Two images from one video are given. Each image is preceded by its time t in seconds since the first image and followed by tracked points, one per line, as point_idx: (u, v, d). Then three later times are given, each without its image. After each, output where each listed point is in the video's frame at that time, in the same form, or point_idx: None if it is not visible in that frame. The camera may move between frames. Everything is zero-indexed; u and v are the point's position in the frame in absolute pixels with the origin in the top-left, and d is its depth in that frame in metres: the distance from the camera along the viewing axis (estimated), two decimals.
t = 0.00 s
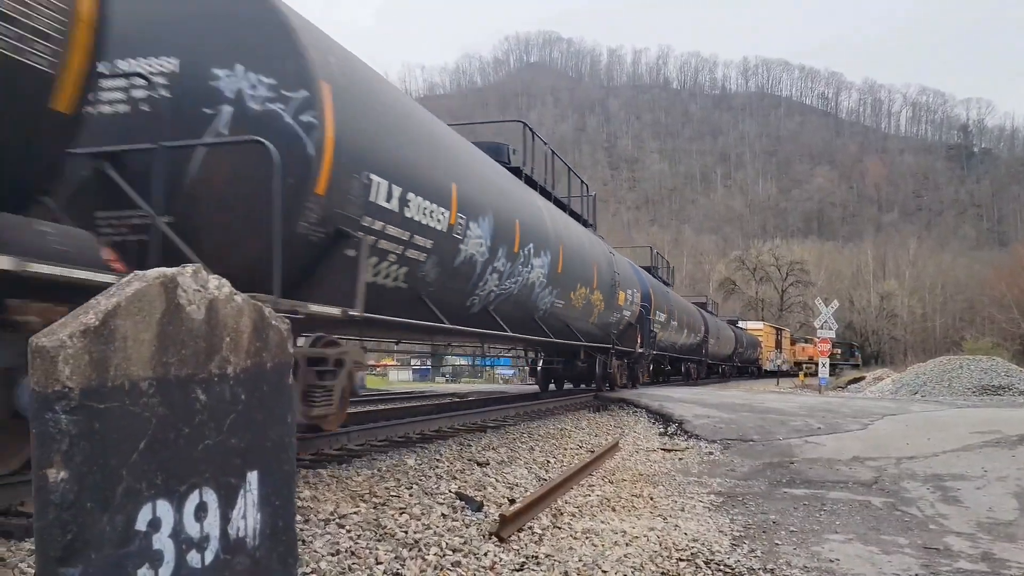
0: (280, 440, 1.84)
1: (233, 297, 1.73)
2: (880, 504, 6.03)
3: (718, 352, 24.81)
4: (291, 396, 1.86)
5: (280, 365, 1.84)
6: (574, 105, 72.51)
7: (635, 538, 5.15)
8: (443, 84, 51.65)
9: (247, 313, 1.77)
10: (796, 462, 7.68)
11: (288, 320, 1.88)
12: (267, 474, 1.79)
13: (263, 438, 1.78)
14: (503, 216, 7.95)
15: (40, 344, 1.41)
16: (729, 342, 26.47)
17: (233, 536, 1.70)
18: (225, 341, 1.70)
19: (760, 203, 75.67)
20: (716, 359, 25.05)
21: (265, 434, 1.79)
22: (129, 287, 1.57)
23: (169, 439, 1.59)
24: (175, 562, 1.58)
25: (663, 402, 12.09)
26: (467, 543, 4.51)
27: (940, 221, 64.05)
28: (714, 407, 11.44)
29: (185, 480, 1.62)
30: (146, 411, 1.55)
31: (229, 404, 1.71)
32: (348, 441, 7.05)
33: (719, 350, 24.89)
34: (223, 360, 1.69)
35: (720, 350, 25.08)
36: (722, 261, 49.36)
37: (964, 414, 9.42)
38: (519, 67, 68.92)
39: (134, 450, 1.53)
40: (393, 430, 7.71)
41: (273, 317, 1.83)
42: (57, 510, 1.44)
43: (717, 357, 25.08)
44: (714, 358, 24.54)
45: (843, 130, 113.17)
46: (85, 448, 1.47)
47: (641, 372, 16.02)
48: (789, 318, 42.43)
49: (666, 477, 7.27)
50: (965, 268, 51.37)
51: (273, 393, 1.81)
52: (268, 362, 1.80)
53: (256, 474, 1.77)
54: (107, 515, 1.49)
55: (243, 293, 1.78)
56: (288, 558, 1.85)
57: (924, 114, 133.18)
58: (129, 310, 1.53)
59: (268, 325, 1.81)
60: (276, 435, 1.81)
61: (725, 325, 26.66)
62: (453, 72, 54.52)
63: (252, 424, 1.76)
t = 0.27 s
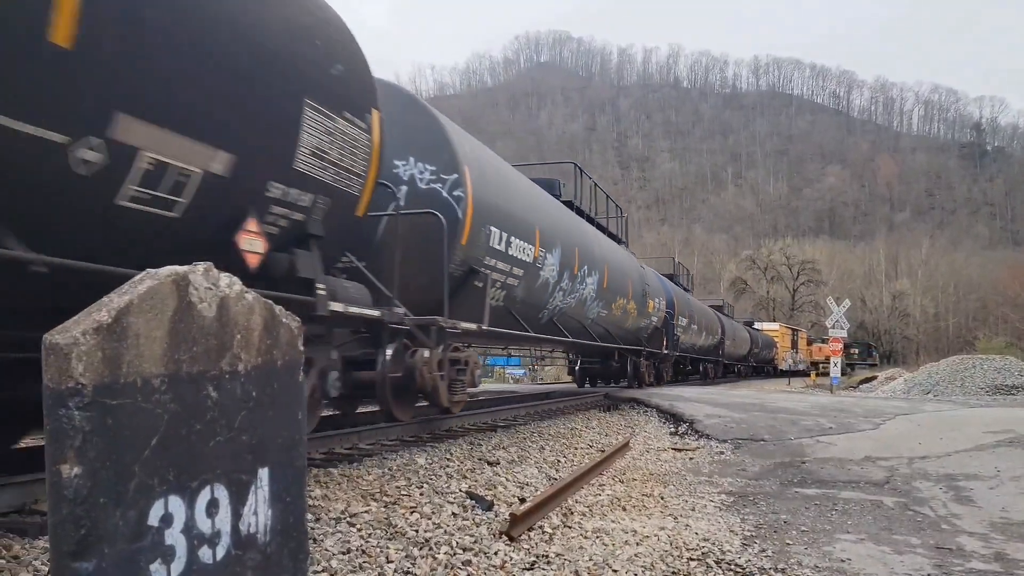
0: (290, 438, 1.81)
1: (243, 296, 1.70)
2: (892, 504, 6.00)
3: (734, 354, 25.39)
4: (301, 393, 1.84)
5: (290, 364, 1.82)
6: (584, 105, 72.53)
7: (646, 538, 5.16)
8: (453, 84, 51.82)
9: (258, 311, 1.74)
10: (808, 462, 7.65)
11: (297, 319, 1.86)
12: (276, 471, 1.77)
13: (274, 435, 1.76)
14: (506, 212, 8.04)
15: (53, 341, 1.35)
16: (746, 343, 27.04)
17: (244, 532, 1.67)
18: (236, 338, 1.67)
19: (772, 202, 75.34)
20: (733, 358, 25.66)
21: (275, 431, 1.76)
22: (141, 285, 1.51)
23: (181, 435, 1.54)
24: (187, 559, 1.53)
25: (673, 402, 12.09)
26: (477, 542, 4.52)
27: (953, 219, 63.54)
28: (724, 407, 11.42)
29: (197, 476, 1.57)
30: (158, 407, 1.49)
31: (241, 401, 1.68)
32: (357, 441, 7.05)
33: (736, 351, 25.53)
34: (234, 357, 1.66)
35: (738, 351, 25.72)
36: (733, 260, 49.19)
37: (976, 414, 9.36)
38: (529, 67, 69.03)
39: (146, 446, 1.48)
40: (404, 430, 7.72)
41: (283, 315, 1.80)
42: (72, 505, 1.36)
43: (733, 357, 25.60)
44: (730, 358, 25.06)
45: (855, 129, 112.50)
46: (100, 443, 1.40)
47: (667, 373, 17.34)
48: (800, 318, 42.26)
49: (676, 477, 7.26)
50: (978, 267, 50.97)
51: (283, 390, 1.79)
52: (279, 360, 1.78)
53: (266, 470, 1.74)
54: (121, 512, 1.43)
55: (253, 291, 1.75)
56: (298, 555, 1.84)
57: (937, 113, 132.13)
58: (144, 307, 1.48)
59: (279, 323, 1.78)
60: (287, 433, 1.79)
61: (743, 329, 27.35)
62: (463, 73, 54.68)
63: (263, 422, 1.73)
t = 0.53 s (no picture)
0: (291, 435, 1.82)
1: (244, 292, 1.71)
2: (898, 503, 5.99)
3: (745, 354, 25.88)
4: (303, 390, 1.85)
5: (291, 361, 1.82)
6: (589, 104, 72.52)
7: (651, 536, 5.16)
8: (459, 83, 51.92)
9: (259, 307, 1.75)
10: (814, 461, 7.63)
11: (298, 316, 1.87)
12: (278, 467, 1.78)
13: (274, 432, 1.77)
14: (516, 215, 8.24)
15: (53, 336, 1.36)
16: (756, 343, 27.50)
17: (246, 528, 1.68)
18: (237, 334, 1.68)
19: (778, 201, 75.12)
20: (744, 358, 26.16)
21: (277, 427, 1.77)
22: (141, 281, 1.52)
23: (181, 431, 1.55)
24: (188, 555, 1.54)
25: (678, 401, 12.08)
26: (482, 540, 4.53)
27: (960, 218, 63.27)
28: (730, 406, 11.40)
29: (198, 471, 1.58)
30: (158, 403, 1.50)
31: (241, 396, 1.68)
32: (363, 439, 7.08)
33: (745, 351, 26.05)
34: (234, 353, 1.67)
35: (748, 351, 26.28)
36: (739, 259, 49.10)
37: (983, 413, 9.32)
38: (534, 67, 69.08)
39: (147, 441, 1.48)
40: (409, 429, 7.73)
41: (284, 312, 1.81)
42: (71, 500, 1.38)
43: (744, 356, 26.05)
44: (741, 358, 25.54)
45: (861, 127, 112.14)
46: (100, 438, 1.42)
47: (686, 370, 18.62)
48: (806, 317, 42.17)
49: (682, 476, 7.27)
50: (985, 266, 50.75)
51: (283, 386, 1.80)
52: (280, 357, 1.79)
53: (268, 466, 1.75)
54: (121, 507, 1.44)
55: (254, 288, 1.76)
56: (299, 550, 1.85)
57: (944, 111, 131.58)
58: (144, 303, 1.50)
59: (279, 319, 1.79)
60: (287, 429, 1.79)
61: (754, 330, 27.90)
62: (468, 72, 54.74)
63: (264, 417, 1.74)
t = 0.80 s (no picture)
0: (290, 433, 1.82)
1: (243, 290, 1.71)
2: (900, 502, 5.98)
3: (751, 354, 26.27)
4: (303, 388, 1.86)
5: (290, 359, 1.82)
6: (591, 103, 72.54)
7: (652, 535, 5.16)
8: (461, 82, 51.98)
9: (259, 305, 1.75)
10: (815, 460, 7.62)
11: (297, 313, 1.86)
12: (277, 465, 1.78)
13: (273, 430, 1.77)
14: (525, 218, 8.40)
15: (51, 334, 1.36)
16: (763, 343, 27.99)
17: (244, 525, 1.68)
18: (236, 332, 1.68)
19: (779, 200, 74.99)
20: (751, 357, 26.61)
21: (276, 426, 1.77)
22: (139, 278, 1.52)
23: (180, 430, 1.54)
24: (188, 553, 1.54)
25: (679, 399, 12.08)
26: (484, 539, 4.53)
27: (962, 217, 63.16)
28: (731, 405, 11.39)
29: (197, 468, 1.58)
30: (156, 400, 1.50)
31: (240, 394, 1.68)
32: (364, 438, 7.08)
33: (753, 350, 26.56)
34: (234, 351, 1.67)
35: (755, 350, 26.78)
36: (741, 258, 49.08)
37: (985, 412, 9.30)
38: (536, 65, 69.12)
39: (146, 439, 1.48)
40: (410, 427, 7.73)
41: (283, 310, 1.81)
42: (69, 499, 1.38)
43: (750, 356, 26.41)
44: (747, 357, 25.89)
45: (863, 126, 112.01)
46: (98, 436, 1.41)
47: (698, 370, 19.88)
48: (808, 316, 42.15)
49: (683, 474, 7.27)
50: (988, 264, 50.66)
51: (283, 383, 1.80)
52: (279, 354, 1.79)
53: (266, 463, 1.75)
54: (120, 504, 1.43)
55: (254, 286, 1.76)
56: (298, 547, 1.85)
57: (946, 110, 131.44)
58: (141, 302, 1.49)
59: (278, 316, 1.79)
60: (287, 427, 1.80)
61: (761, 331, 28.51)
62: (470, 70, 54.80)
63: (264, 415, 1.74)
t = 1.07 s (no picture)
0: (289, 432, 1.82)
1: (242, 288, 1.71)
2: (899, 500, 5.98)
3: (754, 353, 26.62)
4: (302, 389, 1.86)
5: (289, 359, 1.83)
6: (590, 102, 72.64)
7: (652, 533, 5.16)
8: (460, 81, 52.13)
9: (257, 302, 1.74)
10: (815, 458, 7.64)
11: (296, 312, 1.86)
12: (275, 465, 1.78)
13: (271, 429, 1.76)
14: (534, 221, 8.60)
15: (50, 331, 1.36)
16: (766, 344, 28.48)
17: (244, 524, 1.68)
18: (235, 330, 1.67)
19: (779, 199, 75.00)
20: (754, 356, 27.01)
21: (275, 425, 1.77)
22: (137, 277, 1.51)
23: (180, 429, 1.54)
24: (186, 553, 1.53)
25: (679, 398, 12.09)
26: (483, 537, 4.52)
27: (960, 216, 63.22)
28: (731, 403, 11.39)
29: (196, 468, 1.58)
30: (157, 399, 1.50)
31: (239, 393, 1.68)
32: (364, 438, 7.07)
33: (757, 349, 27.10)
34: (232, 350, 1.67)
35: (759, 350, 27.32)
36: (740, 257, 49.18)
37: (984, 410, 9.29)
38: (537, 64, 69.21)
39: (145, 436, 1.48)
40: (409, 425, 7.73)
41: (281, 307, 1.80)
42: (68, 497, 1.38)
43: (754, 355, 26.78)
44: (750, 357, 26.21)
45: (862, 124, 112.10)
46: (97, 435, 1.41)
47: (706, 369, 20.94)
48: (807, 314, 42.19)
49: (682, 473, 7.27)
50: (987, 263, 50.66)
51: (283, 382, 1.80)
52: (278, 352, 1.79)
53: (265, 462, 1.74)
54: (120, 503, 1.43)
55: (252, 284, 1.75)
56: (297, 547, 1.85)
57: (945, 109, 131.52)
58: (140, 300, 1.49)
59: (277, 315, 1.79)
60: (286, 426, 1.80)
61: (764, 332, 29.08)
62: (470, 69, 54.93)
63: (262, 414, 1.74)
